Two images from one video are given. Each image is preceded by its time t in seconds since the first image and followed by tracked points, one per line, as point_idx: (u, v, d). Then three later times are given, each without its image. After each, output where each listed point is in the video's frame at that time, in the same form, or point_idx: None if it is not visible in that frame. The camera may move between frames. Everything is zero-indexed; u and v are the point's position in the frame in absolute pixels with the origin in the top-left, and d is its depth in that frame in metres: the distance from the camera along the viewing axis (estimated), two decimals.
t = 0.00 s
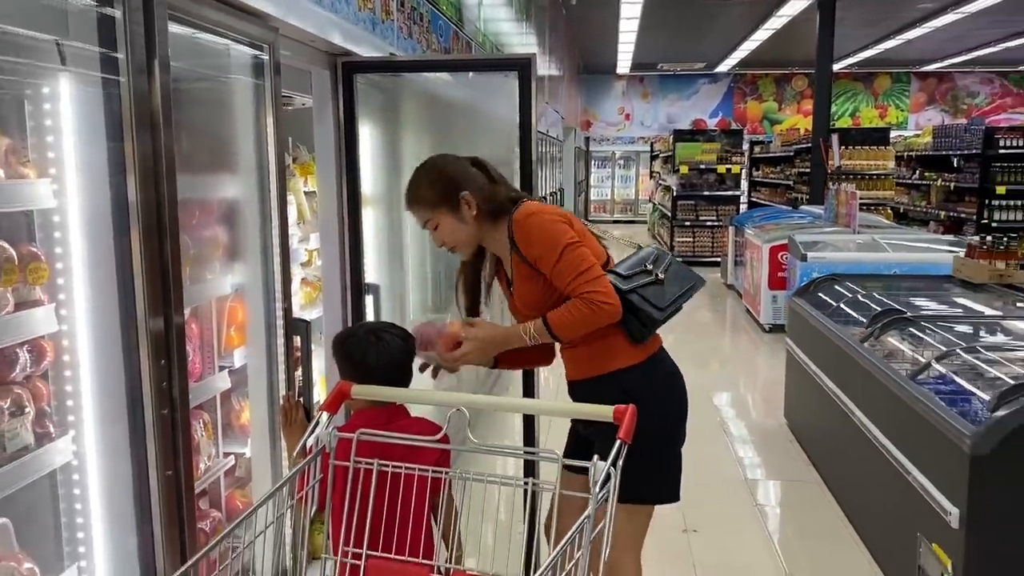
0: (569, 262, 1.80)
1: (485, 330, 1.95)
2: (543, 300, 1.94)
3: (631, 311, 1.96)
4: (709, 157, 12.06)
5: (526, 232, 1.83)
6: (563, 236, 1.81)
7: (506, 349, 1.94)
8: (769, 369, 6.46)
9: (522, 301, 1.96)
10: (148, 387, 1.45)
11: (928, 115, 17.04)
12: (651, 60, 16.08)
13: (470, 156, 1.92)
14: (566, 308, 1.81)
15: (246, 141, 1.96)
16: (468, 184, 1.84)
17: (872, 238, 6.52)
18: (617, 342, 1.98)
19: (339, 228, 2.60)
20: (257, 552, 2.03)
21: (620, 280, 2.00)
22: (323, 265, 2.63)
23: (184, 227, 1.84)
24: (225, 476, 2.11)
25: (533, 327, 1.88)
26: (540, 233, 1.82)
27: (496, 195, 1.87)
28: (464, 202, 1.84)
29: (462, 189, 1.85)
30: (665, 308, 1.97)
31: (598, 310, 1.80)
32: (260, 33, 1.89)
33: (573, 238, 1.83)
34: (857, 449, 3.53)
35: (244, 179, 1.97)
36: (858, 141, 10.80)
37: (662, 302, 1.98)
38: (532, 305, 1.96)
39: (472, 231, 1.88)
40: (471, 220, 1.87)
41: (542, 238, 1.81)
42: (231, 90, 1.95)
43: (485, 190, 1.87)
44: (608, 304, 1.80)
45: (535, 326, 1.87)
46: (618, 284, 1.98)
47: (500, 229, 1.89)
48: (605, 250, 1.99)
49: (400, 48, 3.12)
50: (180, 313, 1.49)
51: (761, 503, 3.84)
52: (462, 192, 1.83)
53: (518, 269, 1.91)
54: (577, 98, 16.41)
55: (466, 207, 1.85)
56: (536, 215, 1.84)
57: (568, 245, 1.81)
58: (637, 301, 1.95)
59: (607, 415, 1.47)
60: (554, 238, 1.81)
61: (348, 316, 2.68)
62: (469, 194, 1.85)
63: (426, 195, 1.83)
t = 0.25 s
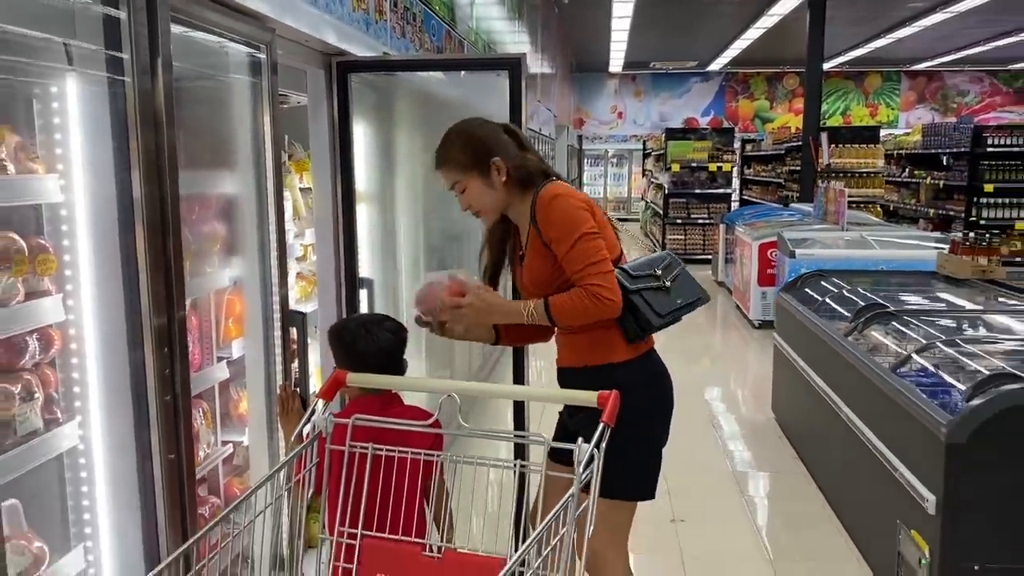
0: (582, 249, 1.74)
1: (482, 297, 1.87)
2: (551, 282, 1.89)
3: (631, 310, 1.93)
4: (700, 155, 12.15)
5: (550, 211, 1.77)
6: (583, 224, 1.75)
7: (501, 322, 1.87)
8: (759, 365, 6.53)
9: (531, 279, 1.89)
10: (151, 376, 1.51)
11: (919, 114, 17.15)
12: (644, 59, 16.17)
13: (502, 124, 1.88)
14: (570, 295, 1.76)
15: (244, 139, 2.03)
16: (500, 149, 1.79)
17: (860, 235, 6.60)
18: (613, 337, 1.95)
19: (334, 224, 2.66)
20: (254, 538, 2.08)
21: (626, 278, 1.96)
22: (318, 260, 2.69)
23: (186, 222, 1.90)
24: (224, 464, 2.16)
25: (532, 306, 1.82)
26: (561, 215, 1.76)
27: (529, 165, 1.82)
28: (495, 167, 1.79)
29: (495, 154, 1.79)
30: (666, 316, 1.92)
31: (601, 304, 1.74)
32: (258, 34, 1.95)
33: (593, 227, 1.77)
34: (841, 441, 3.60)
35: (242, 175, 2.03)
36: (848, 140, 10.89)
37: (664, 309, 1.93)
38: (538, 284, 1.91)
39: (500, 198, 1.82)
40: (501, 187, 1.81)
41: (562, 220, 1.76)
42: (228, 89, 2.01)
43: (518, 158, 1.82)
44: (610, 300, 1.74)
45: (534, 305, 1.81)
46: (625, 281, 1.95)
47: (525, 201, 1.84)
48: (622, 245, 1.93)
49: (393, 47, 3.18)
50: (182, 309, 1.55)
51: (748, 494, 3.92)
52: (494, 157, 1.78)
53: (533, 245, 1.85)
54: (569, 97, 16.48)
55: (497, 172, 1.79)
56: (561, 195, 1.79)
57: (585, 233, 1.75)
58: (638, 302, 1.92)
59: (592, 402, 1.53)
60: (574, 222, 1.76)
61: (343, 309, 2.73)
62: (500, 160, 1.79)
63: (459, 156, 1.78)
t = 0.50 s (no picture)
0: (588, 246, 1.77)
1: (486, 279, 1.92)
2: (552, 271, 1.90)
3: (630, 311, 1.97)
4: (690, 153, 12.25)
5: (563, 203, 1.80)
6: (594, 221, 1.78)
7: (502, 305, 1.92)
8: (748, 361, 6.62)
9: (533, 267, 1.92)
10: (156, 368, 1.55)
11: (907, 113, 17.28)
12: (634, 57, 16.25)
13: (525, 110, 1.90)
14: (572, 287, 1.80)
15: (242, 139, 2.08)
16: (521, 135, 1.82)
17: (847, 233, 6.68)
18: (610, 335, 1.99)
19: (329, 222, 2.72)
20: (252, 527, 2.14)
21: (628, 278, 2.00)
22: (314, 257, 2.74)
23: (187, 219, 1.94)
24: (223, 456, 2.22)
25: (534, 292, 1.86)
26: (574, 209, 1.78)
27: (549, 154, 1.85)
28: (515, 153, 1.81)
29: (516, 139, 1.82)
30: (663, 321, 1.96)
31: (601, 300, 1.78)
32: (254, 36, 1.99)
33: (604, 225, 1.80)
34: (827, 435, 3.66)
35: (241, 174, 2.09)
36: (836, 138, 10.99)
37: (662, 314, 1.96)
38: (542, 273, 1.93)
39: (517, 183, 1.85)
40: (519, 173, 1.84)
41: (573, 215, 1.78)
42: (229, 88, 2.06)
43: (538, 145, 1.85)
44: (610, 298, 1.78)
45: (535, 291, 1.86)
46: (627, 283, 1.99)
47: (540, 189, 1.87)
48: (628, 246, 1.96)
49: (386, 48, 3.24)
50: (187, 304, 1.58)
51: (735, 486, 3.99)
52: (515, 143, 1.81)
53: (541, 235, 1.88)
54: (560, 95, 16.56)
55: (517, 157, 1.82)
56: (577, 188, 1.81)
57: (595, 231, 1.78)
58: (637, 304, 1.96)
59: (580, 392, 1.59)
60: (586, 219, 1.78)
61: (338, 304, 2.79)
62: (521, 146, 1.82)
63: (481, 139, 1.80)
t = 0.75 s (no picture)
0: (594, 244, 1.82)
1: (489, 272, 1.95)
2: (555, 265, 1.94)
3: (628, 312, 2.01)
4: (680, 153, 12.32)
5: (572, 200, 1.84)
6: (601, 220, 1.83)
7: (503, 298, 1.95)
8: (738, 358, 6.67)
9: (537, 260, 1.96)
10: (161, 362, 1.59)
11: (896, 112, 17.39)
12: (625, 57, 16.31)
13: (535, 102, 1.95)
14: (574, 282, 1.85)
15: (242, 139, 2.11)
16: (534, 129, 1.86)
17: (836, 231, 6.74)
18: (607, 333, 2.02)
19: (326, 221, 2.75)
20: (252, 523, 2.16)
21: (630, 279, 2.04)
22: (312, 255, 2.78)
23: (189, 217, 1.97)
24: (223, 451, 2.25)
25: (535, 288, 1.90)
26: (582, 207, 1.83)
27: (560, 148, 1.90)
28: (527, 147, 1.86)
29: (528, 132, 1.86)
30: (660, 325, 1.99)
31: (601, 298, 1.84)
32: (255, 38, 2.03)
33: (611, 224, 1.85)
34: (816, 430, 3.71)
35: (242, 173, 2.12)
36: (825, 137, 11.06)
37: (660, 318, 2.00)
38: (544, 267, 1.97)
39: (529, 176, 1.89)
40: (531, 166, 1.88)
41: (582, 213, 1.83)
42: (230, 89, 2.09)
43: (549, 137, 1.90)
44: (610, 297, 1.84)
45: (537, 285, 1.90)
46: (628, 284, 2.02)
47: (551, 182, 1.92)
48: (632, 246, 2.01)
49: (381, 49, 3.28)
50: (190, 300, 1.62)
51: (726, 482, 4.03)
52: (527, 136, 1.85)
53: (547, 229, 1.92)
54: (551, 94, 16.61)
55: (529, 151, 1.87)
56: (585, 184, 1.86)
57: (601, 230, 1.83)
58: (636, 306, 2.00)
59: (575, 387, 1.63)
60: (593, 217, 1.83)
61: (335, 302, 2.83)
62: (533, 139, 1.87)
63: (495, 133, 1.84)
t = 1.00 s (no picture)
0: (594, 245, 1.89)
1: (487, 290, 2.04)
2: (559, 262, 2.01)
3: (623, 314, 2.04)
4: (670, 152, 12.40)
5: (578, 200, 1.91)
6: (603, 222, 1.90)
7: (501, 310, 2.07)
8: (728, 356, 6.75)
9: (543, 254, 2.03)
10: (173, 358, 1.64)
11: (883, 111, 17.53)
12: (614, 57, 16.38)
13: (551, 95, 2.01)
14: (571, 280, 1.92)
15: (247, 139, 2.16)
16: (548, 125, 1.93)
17: (824, 230, 6.82)
18: (602, 333, 2.06)
19: (327, 219, 2.79)
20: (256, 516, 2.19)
21: (627, 283, 2.06)
22: (312, 253, 2.82)
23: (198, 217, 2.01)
24: (227, 446, 2.28)
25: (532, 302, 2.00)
26: (587, 208, 1.90)
27: (573, 144, 1.97)
28: (541, 143, 1.92)
29: (542, 128, 1.93)
30: (655, 329, 2.02)
31: (593, 301, 1.91)
32: (259, 41, 2.09)
33: (614, 227, 1.91)
34: (806, 425, 3.77)
35: (246, 173, 2.16)
36: (813, 136, 11.16)
37: (655, 322, 2.03)
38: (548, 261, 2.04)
39: (542, 170, 1.96)
40: (545, 161, 1.95)
41: (587, 214, 1.90)
42: (234, 90, 2.13)
43: (562, 133, 1.96)
44: (604, 300, 1.91)
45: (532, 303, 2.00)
46: (624, 287, 2.05)
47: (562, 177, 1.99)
48: (632, 246, 2.08)
49: (378, 50, 3.32)
50: (199, 297, 1.68)
51: (717, 477, 4.09)
52: (542, 132, 1.92)
53: (552, 224, 1.99)
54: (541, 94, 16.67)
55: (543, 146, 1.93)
56: (592, 184, 1.92)
57: (603, 233, 1.90)
58: (631, 309, 2.03)
59: (575, 380, 1.68)
60: (596, 218, 1.90)
61: (334, 299, 2.87)
62: (547, 135, 1.93)
63: (510, 129, 1.90)
